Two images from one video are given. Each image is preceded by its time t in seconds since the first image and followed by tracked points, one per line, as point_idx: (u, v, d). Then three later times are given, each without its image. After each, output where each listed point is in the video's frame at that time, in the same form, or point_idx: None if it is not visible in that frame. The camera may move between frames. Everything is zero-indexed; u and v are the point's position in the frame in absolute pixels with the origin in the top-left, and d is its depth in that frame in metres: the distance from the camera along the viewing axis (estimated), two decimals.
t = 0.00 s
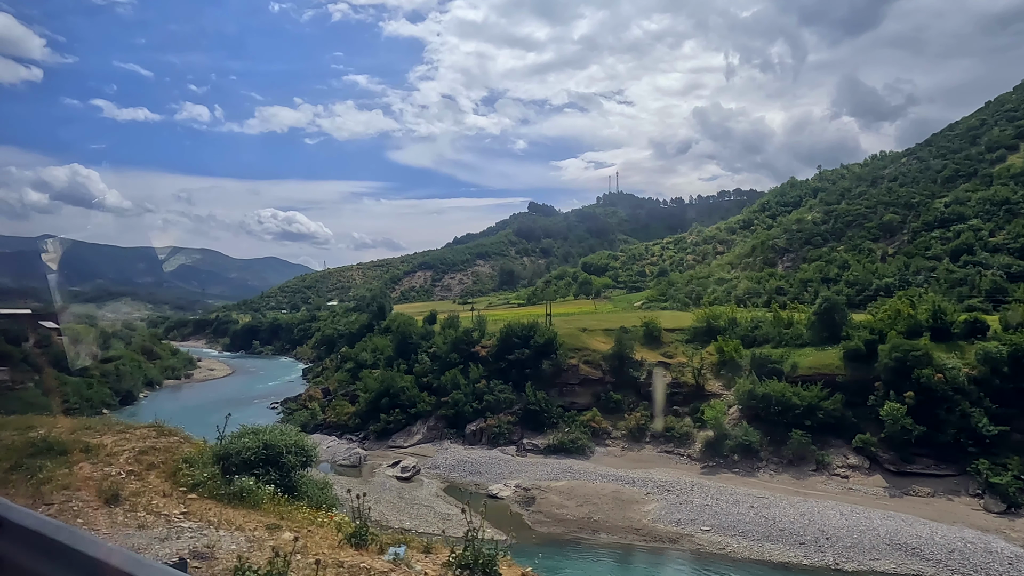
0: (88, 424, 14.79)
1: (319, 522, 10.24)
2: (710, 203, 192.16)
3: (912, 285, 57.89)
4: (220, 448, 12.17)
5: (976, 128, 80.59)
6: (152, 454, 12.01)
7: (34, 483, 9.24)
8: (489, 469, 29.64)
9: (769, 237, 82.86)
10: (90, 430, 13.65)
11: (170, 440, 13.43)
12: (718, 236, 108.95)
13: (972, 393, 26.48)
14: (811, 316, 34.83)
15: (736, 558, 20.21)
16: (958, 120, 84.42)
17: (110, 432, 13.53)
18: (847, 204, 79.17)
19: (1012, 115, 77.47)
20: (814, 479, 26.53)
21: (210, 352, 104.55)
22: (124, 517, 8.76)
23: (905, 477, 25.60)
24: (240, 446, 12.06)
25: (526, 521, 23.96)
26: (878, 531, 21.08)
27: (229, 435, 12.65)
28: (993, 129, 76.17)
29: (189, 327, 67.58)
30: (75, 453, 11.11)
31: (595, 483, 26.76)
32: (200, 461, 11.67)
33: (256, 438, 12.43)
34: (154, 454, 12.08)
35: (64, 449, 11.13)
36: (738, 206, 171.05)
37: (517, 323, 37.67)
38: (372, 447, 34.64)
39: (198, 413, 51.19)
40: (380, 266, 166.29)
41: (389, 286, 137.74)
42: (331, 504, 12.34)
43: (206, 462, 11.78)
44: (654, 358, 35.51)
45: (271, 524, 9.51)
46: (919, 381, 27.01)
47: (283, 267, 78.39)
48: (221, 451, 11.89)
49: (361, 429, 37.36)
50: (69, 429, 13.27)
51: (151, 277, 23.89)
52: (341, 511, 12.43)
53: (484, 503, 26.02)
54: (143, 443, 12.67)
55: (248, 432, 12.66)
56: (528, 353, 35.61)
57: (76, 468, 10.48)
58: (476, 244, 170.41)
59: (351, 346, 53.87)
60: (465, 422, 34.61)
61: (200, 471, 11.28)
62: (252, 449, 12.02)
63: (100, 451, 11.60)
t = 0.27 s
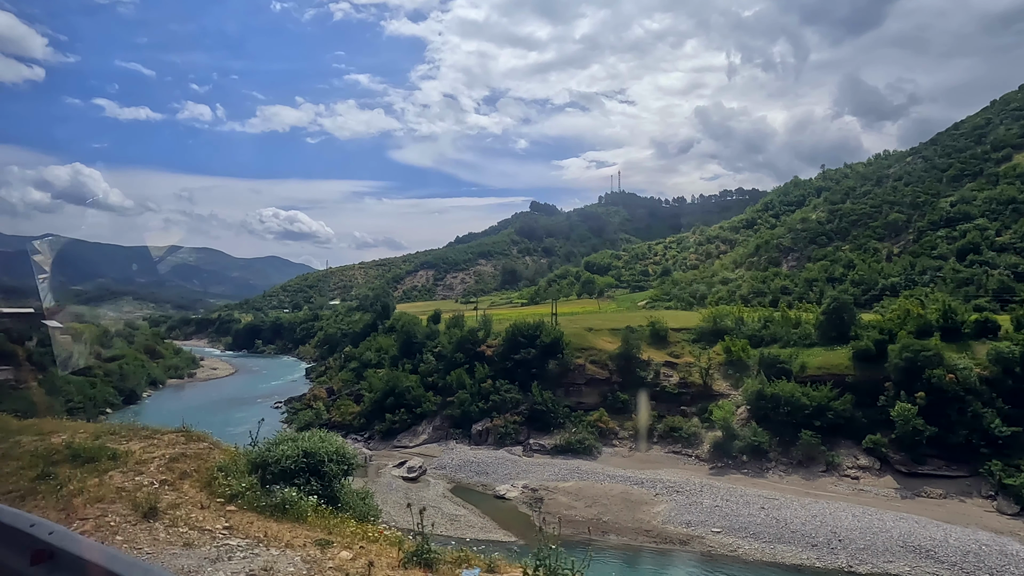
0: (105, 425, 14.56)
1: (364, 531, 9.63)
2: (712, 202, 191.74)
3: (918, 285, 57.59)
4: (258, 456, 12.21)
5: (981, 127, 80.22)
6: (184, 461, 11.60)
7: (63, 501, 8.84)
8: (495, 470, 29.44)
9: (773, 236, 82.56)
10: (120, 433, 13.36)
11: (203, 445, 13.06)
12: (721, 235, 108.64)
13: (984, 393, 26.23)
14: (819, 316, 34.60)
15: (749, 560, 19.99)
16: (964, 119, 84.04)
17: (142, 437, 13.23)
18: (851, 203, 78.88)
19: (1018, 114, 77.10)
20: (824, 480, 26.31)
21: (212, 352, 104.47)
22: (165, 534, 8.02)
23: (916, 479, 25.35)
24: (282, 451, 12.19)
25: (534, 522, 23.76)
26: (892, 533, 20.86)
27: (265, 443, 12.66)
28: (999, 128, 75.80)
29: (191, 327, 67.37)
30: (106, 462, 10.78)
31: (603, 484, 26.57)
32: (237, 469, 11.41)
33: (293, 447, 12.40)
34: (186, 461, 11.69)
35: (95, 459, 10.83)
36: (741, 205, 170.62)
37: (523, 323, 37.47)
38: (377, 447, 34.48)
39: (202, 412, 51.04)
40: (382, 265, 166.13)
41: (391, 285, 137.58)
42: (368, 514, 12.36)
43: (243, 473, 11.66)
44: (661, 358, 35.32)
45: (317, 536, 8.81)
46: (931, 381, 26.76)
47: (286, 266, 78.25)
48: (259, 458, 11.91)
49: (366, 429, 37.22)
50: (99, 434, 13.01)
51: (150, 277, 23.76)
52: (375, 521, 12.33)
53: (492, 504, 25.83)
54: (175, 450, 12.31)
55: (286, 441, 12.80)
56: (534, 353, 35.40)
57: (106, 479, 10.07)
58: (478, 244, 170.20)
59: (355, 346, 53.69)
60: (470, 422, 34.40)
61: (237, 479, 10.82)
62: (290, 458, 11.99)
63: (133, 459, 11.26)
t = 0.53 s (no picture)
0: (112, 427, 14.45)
1: (387, 539, 9.59)
2: (713, 202, 191.61)
3: (921, 285, 57.46)
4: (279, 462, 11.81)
5: (983, 127, 80.05)
6: (199, 466, 11.56)
7: (79, 504, 8.79)
8: (498, 470, 29.36)
9: (775, 236, 82.40)
10: (134, 437, 13.36)
11: (218, 449, 13.03)
12: (723, 235, 108.47)
13: (990, 394, 26.12)
14: (823, 315, 34.49)
15: (755, 561, 19.89)
16: (966, 119, 83.89)
17: (157, 441, 13.22)
18: (854, 203, 78.77)
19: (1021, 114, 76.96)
20: (829, 481, 26.20)
21: (213, 352, 104.39)
22: (188, 543, 7.92)
23: (922, 479, 25.24)
24: (305, 457, 11.79)
25: (539, 523, 23.69)
26: (898, 534, 20.76)
27: (287, 448, 12.23)
28: (1001, 128, 75.68)
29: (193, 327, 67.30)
30: (121, 468, 10.76)
31: (607, 484, 26.49)
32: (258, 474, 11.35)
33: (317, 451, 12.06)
34: (201, 466, 11.66)
35: (110, 465, 10.84)
36: (742, 205, 170.42)
37: (526, 323, 37.36)
38: (380, 447, 34.40)
39: (203, 412, 51.00)
40: (382, 265, 166.03)
41: (392, 285, 137.52)
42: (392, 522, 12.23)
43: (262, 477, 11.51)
44: (664, 358, 35.25)
45: (343, 544, 8.75)
46: (936, 381, 26.66)
47: (287, 266, 78.21)
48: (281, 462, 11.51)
49: (369, 429, 37.13)
50: (113, 438, 13.02)
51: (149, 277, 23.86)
52: (400, 528, 12.13)
53: (496, 504, 25.75)
54: (190, 454, 12.29)
55: (309, 446, 12.29)
56: (537, 353, 35.30)
57: (122, 484, 10.05)
58: (479, 243, 170.09)
59: (357, 346, 53.61)
60: (473, 422, 34.32)
61: (256, 484, 10.77)
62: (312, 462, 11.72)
63: (149, 464, 11.26)
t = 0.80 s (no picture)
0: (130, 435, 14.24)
1: (471, 563, 9.25)
2: (716, 201, 191.25)
3: (929, 285, 57.08)
4: (351, 473, 12.09)
5: (991, 126, 79.57)
6: (255, 481, 11.08)
7: (145, 523, 8.21)
8: (508, 471, 29.06)
9: (781, 235, 81.99)
10: (176, 448, 12.90)
11: (270, 461, 12.58)
12: (727, 235, 108.09)
13: (1007, 395, 25.80)
14: (834, 315, 34.17)
15: (772, 565, 19.57)
16: (973, 118, 83.42)
17: (203, 452, 12.77)
18: (860, 202, 78.39)
19: None
20: (843, 483, 25.87)
21: (216, 351, 104.22)
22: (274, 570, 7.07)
23: (938, 481, 24.93)
24: (379, 470, 12.04)
25: (551, 525, 23.38)
26: (918, 538, 20.44)
27: (358, 462, 12.46)
28: (1009, 127, 75.18)
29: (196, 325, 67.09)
30: (177, 484, 10.26)
31: (618, 486, 26.20)
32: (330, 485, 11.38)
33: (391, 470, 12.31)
34: (258, 481, 11.17)
35: (162, 482, 10.31)
36: (745, 205, 170.00)
37: (534, 322, 37.02)
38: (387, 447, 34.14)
39: (208, 412, 50.77)
40: (385, 264, 165.84)
41: (395, 284, 137.31)
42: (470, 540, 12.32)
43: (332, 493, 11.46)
44: (674, 358, 34.95)
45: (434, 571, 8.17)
46: (952, 383, 26.34)
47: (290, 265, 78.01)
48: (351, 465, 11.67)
49: (376, 429, 36.85)
50: (154, 450, 12.54)
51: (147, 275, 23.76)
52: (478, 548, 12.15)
53: (506, 505, 25.45)
54: (242, 467, 11.82)
55: (382, 460, 12.58)
56: (545, 353, 34.98)
57: (181, 502, 9.46)
58: (481, 242, 169.81)
59: (361, 345, 53.33)
60: (481, 422, 34.04)
61: (325, 501, 10.46)
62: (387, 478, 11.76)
63: (204, 477, 10.74)
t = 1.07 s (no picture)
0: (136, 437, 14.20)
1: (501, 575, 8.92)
2: (716, 201, 191.09)
3: (932, 285, 56.93)
4: (377, 478, 11.84)
5: (993, 126, 79.38)
6: (276, 488, 10.99)
7: (168, 530, 8.08)
8: (512, 471, 28.96)
9: (783, 235, 81.84)
10: (194, 451, 12.84)
11: (291, 467, 12.51)
12: (728, 234, 107.96)
13: (1014, 395, 25.67)
14: (839, 315, 34.04)
15: (778, 566, 19.45)
16: (976, 117, 83.21)
17: (223, 456, 12.74)
18: (862, 202, 78.22)
19: None
20: (848, 483, 25.76)
21: (217, 350, 104.20)
22: None
23: (944, 482, 24.81)
24: (404, 476, 11.67)
25: (555, 525, 23.27)
26: (924, 538, 20.33)
27: (387, 466, 12.16)
28: (1011, 126, 75.00)
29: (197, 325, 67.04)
30: (198, 490, 10.17)
31: (622, 486, 26.11)
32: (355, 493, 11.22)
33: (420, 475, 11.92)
34: (279, 488, 11.08)
35: (182, 488, 10.21)
36: (747, 204, 169.80)
37: (537, 322, 36.93)
38: (390, 447, 34.06)
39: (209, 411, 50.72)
40: (385, 264, 165.79)
41: (396, 284, 137.25)
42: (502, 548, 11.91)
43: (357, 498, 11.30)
44: (677, 358, 34.86)
45: None
46: (958, 383, 26.23)
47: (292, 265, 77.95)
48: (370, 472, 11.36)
49: (378, 429, 36.78)
50: (172, 454, 12.49)
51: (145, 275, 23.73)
52: (510, 558, 11.75)
53: (510, 506, 25.34)
54: (262, 472, 11.74)
55: (411, 464, 12.19)
56: (548, 353, 34.87)
57: (203, 509, 9.35)
58: (482, 242, 169.72)
59: (363, 345, 53.24)
60: (484, 422, 33.95)
61: (348, 509, 10.34)
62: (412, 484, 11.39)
63: (225, 484, 10.66)
